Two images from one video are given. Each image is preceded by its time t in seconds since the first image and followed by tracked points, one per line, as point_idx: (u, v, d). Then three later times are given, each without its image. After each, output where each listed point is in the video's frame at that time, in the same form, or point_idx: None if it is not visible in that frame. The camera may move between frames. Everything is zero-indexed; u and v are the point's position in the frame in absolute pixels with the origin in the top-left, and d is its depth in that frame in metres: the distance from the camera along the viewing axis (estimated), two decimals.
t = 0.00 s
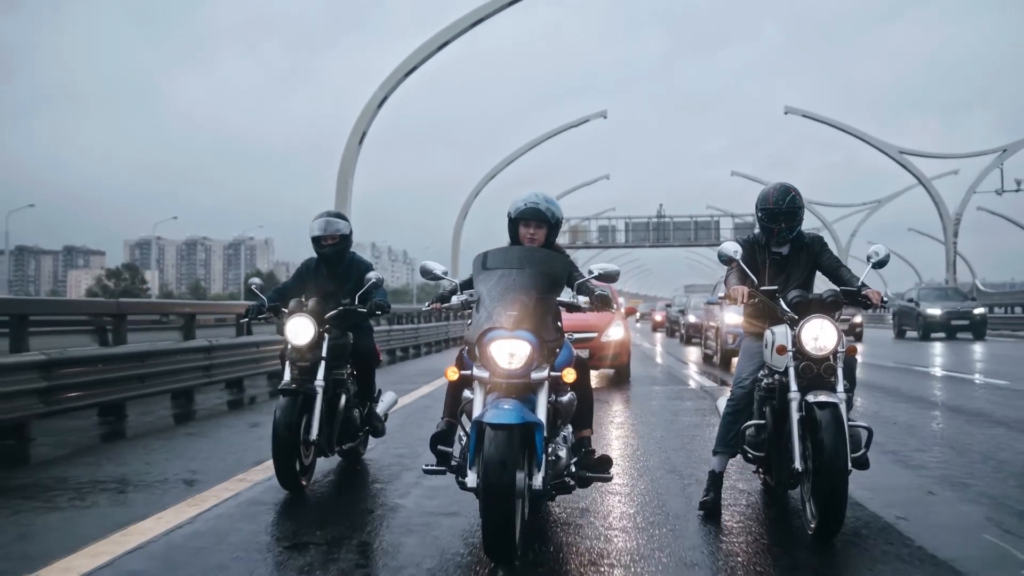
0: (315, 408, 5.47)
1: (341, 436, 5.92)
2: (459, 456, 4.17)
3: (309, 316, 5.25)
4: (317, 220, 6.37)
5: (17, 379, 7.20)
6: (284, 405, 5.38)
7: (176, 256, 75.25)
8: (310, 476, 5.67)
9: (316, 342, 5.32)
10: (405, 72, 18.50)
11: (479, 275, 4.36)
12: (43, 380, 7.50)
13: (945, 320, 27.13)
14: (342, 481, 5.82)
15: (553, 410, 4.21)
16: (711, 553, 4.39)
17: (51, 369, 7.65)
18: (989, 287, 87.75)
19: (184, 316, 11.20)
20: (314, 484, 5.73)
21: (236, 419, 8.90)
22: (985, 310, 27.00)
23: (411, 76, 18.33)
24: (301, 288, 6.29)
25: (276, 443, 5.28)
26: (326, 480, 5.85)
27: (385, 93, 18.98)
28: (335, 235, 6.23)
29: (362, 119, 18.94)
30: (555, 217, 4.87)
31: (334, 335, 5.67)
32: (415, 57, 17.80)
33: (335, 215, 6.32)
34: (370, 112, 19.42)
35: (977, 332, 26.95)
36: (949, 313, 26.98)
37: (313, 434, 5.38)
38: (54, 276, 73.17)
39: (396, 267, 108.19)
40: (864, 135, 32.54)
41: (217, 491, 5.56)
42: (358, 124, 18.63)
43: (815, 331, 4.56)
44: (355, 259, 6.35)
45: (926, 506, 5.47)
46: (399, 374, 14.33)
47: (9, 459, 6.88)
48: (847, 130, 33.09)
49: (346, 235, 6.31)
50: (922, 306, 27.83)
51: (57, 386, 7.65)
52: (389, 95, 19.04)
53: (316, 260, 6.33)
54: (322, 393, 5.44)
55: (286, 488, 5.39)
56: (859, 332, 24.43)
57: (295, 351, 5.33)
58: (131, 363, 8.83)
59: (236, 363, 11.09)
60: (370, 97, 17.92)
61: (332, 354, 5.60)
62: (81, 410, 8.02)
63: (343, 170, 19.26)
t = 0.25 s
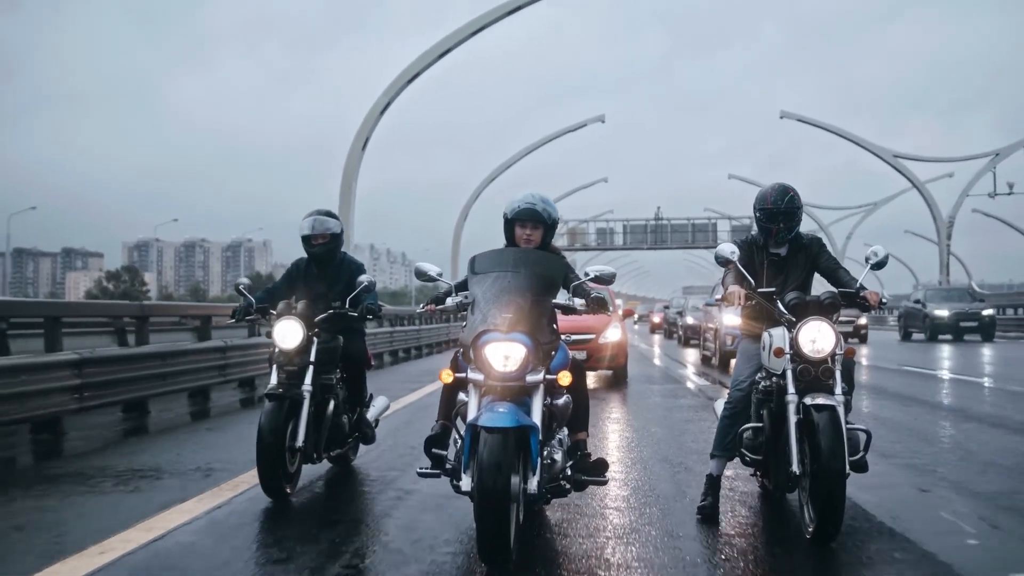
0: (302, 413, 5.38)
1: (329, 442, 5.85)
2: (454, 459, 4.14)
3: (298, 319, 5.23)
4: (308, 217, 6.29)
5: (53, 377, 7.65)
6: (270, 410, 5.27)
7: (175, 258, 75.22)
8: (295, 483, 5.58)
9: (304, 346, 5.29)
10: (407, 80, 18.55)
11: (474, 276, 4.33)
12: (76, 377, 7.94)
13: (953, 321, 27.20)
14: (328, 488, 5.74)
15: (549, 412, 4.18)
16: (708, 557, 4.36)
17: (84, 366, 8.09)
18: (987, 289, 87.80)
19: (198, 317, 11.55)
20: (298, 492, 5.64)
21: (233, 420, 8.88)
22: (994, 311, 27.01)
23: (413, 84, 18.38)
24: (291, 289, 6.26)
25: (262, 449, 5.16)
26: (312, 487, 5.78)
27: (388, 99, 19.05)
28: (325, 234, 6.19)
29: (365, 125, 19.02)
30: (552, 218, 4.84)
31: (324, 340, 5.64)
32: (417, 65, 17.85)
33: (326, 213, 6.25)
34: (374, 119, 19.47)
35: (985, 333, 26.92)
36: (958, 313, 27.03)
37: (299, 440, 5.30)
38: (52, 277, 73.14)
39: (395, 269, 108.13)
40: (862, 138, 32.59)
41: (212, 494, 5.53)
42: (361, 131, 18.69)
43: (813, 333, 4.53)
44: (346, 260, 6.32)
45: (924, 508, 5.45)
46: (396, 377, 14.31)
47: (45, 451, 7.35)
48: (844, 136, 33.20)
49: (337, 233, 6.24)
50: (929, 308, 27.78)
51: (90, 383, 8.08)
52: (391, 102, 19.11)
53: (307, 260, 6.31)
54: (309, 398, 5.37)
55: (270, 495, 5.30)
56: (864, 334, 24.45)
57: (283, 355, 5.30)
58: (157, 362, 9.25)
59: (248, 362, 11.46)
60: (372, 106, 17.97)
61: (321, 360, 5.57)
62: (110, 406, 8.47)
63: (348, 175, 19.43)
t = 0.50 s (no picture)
0: (289, 420, 5.28)
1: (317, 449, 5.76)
2: (450, 461, 4.12)
3: (285, 324, 5.14)
4: (298, 215, 6.23)
5: (88, 374, 8.21)
6: (256, 416, 5.19)
7: (175, 260, 75.20)
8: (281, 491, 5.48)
9: (292, 351, 5.21)
10: (410, 86, 18.60)
11: (470, 277, 4.31)
12: (109, 374, 8.49)
13: (964, 320, 26.95)
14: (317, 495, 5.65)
15: (546, 414, 4.15)
16: (707, 560, 4.33)
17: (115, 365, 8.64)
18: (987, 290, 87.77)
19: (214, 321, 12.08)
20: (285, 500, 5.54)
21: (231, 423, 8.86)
22: (1007, 310, 26.97)
23: (416, 90, 18.42)
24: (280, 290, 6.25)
25: (246, 456, 5.09)
26: (300, 494, 5.68)
27: (391, 105, 19.11)
28: (314, 232, 6.14)
29: (368, 131, 19.10)
30: (549, 217, 4.83)
31: (314, 343, 5.55)
32: (420, 72, 17.91)
33: (316, 211, 6.19)
34: (377, 124, 19.52)
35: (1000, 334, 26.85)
36: (970, 313, 26.75)
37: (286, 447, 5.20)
38: (52, 280, 73.13)
39: (396, 271, 108.08)
40: (860, 140, 32.61)
41: (208, 499, 5.50)
42: (365, 135, 18.75)
43: (811, 334, 4.50)
44: (336, 259, 6.27)
45: (924, 509, 5.42)
46: (395, 379, 14.28)
47: (80, 443, 7.89)
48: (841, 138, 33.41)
49: (325, 232, 6.19)
50: (940, 306, 27.57)
51: (121, 380, 8.63)
52: (394, 107, 19.18)
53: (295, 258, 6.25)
54: (297, 404, 5.28)
55: (255, 504, 5.19)
56: (871, 333, 24.30)
57: (270, 360, 5.21)
58: (180, 362, 9.79)
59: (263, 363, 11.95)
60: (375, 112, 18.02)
61: (310, 365, 5.48)
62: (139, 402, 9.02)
63: (351, 180, 19.54)
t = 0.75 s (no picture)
0: (280, 428, 5.16)
1: (310, 457, 5.63)
2: (449, 464, 4.11)
3: (276, 329, 5.01)
4: (290, 214, 6.13)
5: (120, 374, 8.48)
6: (246, 423, 5.08)
7: (176, 264, 75.26)
8: (271, 501, 5.36)
9: (282, 358, 5.07)
10: (413, 94, 18.68)
11: (469, 279, 4.29)
12: (139, 374, 8.77)
13: (977, 320, 26.69)
14: (308, 505, 5.53)
15: (545, 416, 4.14)
16: (707, 563, 4.31)
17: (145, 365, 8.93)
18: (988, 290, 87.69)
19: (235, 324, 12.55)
20: (275, 510, 5.42)
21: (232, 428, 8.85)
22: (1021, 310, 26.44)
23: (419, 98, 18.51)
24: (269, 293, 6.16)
25: (236, 464, 4.97)
26: (290, 504, 5.55)
27: (395, 112, 19.22)
28: (306, 233, 6.04)
29: (372, 138, 19.20)
30: (548, 218, 4.82)
31: (305, 348, 5.44)
32: (423, 80, 17.99)
33: (307, 211, 6.08)
34: (380, 130, 19.60)
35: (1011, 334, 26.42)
36: (981, 313, 26.47)
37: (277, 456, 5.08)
38: (53, 284, 73.19)
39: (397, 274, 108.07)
40: (859, 142, 32.64)
41: (207, 506, 5.49)
42: (369, 143, 18.85)
43: (811, 336, 4.49)
44: (328, 261, 6.17)
45: (925, 512, 5.39)
46: (396, 382, 14.28)
47: (116, 438, 8.32)
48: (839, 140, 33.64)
49: (316, 233, 6.09)
50: (952, 305, 27.36)
51: (150, 380, 8.91)
52: (398, 115, 19.29)
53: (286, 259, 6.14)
54: (288, 411, 5.16)
55: (244, 514, 5.07)
56: (879, 335, 24.16)
57: (260, 366, 5.08)
58: (204, 364, 10.07)
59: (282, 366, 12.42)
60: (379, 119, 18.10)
61: (302, 371, 5.36)
62: (165, 402, 9.30)
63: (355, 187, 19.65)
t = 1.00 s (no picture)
0: (272, 434, 5.02)
1: (303, 465, 5.49)
2: (449, 468, 4.10)
3: (268, 334, 4.88)
4: (280, 215, 5.95)
5: (145, 374, 9.14)
6: (237, 430, 4.93)
7: (178, 267, 75.38)
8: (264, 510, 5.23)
9: (274, 362, 4.94)
10: (416, 99, 18.79)
11: (468, 281, 4.29)
12: (163, 374, 9.47)
13: (990, 321, 26.38)
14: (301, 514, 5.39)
15: (545, 420, 4.13)
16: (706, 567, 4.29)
17: (169, 365, 9.60)
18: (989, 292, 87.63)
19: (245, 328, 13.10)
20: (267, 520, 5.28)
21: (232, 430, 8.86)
22: None
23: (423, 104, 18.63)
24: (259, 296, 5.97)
25: (227, 471, 4.83)
26: (284, 513, 5.42)
27: (398, 118, 19.34)
28: (296, 233, 5.85)
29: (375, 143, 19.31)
30: (547, 220, 4.82)
31: (298, 353, 5.31)
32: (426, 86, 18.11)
33: (298, 211, 5.90)
34: (383, 135, 19.71)
35: None
36: (995, 313, 26.14)
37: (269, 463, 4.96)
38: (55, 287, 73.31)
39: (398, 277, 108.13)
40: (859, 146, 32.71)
41: (206, 509, 5.48)
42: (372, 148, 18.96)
43: (810, 338, 4.47)
44: (320, 262, 5.95)
45: (925, 514, 5.36)
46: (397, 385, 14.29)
47: (143, 433, 8.82)
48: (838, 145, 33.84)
49: (308, 234, 5.90)
50: (964, 306, 27.10)
51: (174, 380, 9.60)
52: (401, 120, 19.42)
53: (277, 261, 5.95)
54: (281, 417, 5.04)
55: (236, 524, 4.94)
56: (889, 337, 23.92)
57: (251, 372, 4.96)
58: (221, 364, 10.70)
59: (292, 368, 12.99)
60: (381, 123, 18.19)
61: (294, 376, 5.25)
62: (185, 399, 9.99)
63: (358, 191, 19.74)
